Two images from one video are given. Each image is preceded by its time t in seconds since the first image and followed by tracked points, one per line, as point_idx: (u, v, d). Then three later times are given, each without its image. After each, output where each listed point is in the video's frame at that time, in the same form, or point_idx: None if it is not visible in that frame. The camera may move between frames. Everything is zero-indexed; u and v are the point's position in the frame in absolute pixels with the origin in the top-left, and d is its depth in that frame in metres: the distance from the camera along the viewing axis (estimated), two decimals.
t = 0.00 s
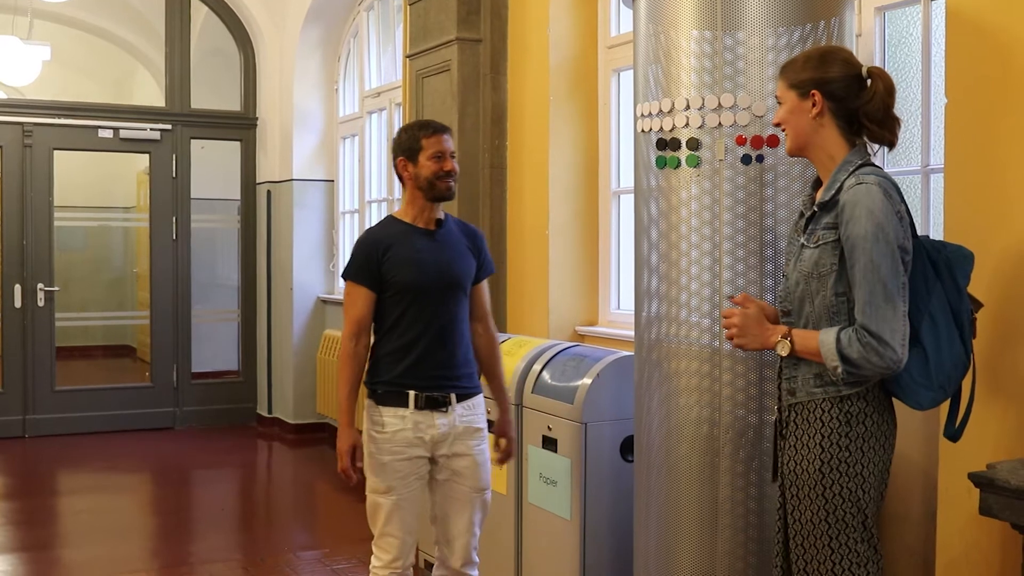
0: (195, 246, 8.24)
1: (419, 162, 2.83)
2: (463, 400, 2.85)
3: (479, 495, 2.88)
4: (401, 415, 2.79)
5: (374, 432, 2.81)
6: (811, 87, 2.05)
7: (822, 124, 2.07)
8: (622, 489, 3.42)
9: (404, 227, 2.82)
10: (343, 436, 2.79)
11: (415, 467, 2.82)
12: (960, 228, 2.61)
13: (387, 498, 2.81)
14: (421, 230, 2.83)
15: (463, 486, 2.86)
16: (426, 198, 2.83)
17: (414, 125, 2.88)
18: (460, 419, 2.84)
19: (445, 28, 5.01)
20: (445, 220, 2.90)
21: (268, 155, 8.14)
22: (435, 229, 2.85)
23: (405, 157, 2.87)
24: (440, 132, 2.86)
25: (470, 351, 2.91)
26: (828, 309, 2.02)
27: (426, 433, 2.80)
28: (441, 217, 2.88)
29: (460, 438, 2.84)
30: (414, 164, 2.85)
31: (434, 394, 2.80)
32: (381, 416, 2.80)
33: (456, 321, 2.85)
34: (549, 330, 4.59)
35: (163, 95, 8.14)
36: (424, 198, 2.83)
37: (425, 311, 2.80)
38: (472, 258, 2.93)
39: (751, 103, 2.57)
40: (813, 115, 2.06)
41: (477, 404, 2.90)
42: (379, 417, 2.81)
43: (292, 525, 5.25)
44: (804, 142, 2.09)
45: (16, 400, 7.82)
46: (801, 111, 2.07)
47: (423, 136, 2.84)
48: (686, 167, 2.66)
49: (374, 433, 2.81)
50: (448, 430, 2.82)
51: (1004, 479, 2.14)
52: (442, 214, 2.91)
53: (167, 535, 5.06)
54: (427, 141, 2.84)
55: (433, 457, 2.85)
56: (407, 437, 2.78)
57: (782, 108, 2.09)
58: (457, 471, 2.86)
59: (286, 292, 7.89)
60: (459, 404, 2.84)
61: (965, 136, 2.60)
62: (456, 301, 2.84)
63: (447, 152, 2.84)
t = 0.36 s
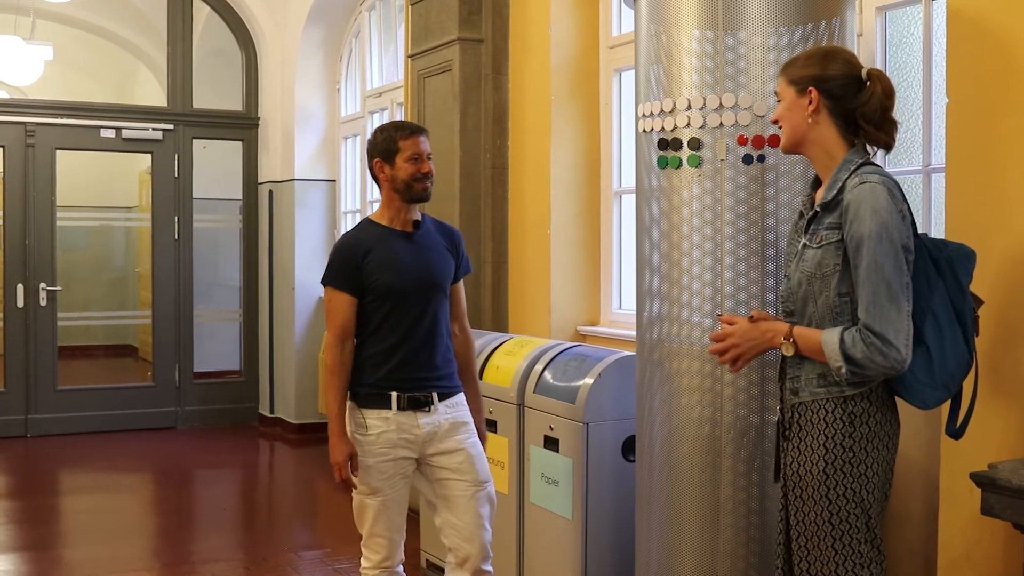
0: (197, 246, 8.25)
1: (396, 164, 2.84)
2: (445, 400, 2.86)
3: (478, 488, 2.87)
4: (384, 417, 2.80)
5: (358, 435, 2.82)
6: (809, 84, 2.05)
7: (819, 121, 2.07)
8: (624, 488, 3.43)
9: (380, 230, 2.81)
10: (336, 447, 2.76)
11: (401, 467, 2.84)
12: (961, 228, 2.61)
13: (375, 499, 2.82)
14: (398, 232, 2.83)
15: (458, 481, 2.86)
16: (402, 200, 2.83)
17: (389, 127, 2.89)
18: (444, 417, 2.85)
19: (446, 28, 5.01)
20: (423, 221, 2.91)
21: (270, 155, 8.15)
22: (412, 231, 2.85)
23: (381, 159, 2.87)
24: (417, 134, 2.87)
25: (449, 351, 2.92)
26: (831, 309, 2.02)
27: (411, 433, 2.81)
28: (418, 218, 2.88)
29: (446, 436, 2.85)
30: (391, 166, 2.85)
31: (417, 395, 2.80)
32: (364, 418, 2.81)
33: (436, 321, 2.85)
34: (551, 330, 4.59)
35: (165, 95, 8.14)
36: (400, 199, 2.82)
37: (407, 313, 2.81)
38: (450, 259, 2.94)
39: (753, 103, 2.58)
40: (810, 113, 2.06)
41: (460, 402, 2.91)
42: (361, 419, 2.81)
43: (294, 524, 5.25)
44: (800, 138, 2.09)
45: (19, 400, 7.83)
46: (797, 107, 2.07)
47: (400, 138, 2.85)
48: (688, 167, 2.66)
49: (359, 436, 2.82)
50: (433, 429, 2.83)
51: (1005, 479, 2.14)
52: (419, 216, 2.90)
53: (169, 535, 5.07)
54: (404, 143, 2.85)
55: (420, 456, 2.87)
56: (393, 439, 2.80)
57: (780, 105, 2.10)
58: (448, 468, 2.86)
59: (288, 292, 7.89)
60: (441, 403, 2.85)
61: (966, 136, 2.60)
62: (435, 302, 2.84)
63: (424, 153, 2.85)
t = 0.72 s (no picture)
0: (199, 249, 8.25)
1: (384, 171, 2.82)
2: (442, 404, 2.86)
3: (474, 494, 2.87)
4: (382, 420, 2.80)
5: (356, 438, 2.82)
6: (812, 88, 2.05)
7: (821, 124, 2.07)
8: (625, 492, 3.43)
9: (372, 236, 2.81)
10: (334, 453, 2.74)
11: (399, 469, 2.84)
12: (962, 231, 2.62)
13: (372, 501, 2.82)
14: (390, 237, 2.83)
15: (454, 487, 2.86)
16: (391, 207, 2.82)
17: (377, 132, 2.86)
18: (441, 421, 2.85)
19: (448, 32, 5.02)
20: (414, 224, 2.90)
21: (272, 159, 8.16)
22: (404, 235, 2.85)
23: (370, 165, 2.85)
24: (406, 140, 2.84)
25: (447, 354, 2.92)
26: (833, 313, 2.02)
27: (409, 436, 2.82)
28: (409, 222, 2.88)
29: (443, 440, 2.86)
30: (379, 172, 2.84)
31: (415, 399, 2.81)
32: (362, 420, 2.81)
33: (433, 324, 2.86)
34: (552, 333, 4.59)
35: (166, 98, 8.16)
36: (389, 206, 2.82)
37: (403, 318, 2.81)
38: (445, 260, 2.94)
39: (755, 106, 2.57)
40: (812, 116, 2.07)
41: (457, 406, 2.91)
42: (359, 422, 2.82)
43: (295, 527, 5.25)
44: (802, 142, 2.09)
45: (20, 402, 7.83)
46: (800, 112, 2.08)
47: (388, 144, 2.83)
48: (689, 170, 2.67)
49: (356, 438, 2.82)
50: (430, 433, 2.84)
51: (1007, 482, 2.14)
52: (411, 218, 2.90)
53: (170, 537, 5.07)
54: (392, 150, 2.83)
55: (418, 460, 2.87)
56: (390, 442, 2.80)
57: (783, 109, 2.10)
58: (444, 474, 2.87)
59: (290, 295, 7.90)
60: (439, 407, 2.86)
61: (967, 139, 2.60)
62: (431, 304, 2.84)
63: (412, 160, 2.83)
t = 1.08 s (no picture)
0: (203, 253, 8.27)
1: (376, 179, 2.82)
2: (446, 409, 2.87)
3: (477, 499, 2.87)
4: (384, 424, 2.80)
5: (358, 441, 2.82)
6: (816, 95, 2.06)
7: (825, 132, 2.07)
8: (628, 497, 3.43)
9: (372, 242, 2.82)
10: (332, 457, 2.76)
11: (401, 474, 2.84)
12: (965, 238, 2.62)
13: (374, 505, 2.83)
14: (390, 243, 2.83)
15: (458, 492, 2.86)
16: (384, 216, 2.83)
17: (376, 138, 2.85)
18: (445, 426, 2.85)
19: (452, 37, 5.03)
20: (416, 229, 2.90)
21: (276, 163, 8.17)
22: (404, 241, 2.85)
23: (366, 171, 2.86)
24: (401, 147, 2.82)
25: (451, 359, 2.93)
26: (835, 319, 2.02)
27: (412, 441, 2.82)
28: (410, 228, 2.87)
29: (447, 445, 2.86)
30: (372, 180, 2.84)
31: (417, 404, 2.81)
32: (363, 424, 2.82)
33: (434, 329, 2.85)
34: (556, 338, 4.60)
35: (171, 102, 8.18)
36: (383, 215, 2.82)
37: (404, 323, 2.81)
38: (447, 264, 2.94)
39: (758, 112, 2.57)
40: (817, 123, 2.07)
41: (460, 411, 2.91)
42: (360, 425, 2.82)
43: (298, 531, 5.25)
44: (806, 148, 2.09)
45: (24, 405, 7.84)
46: (805, 119, 2.08)
47: (383, 151, 2.82)
48: (693, 176, 2.67)
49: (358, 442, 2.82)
50: (433, 438, 2.83)
51: (1011, 489, 2.14)
52: (412, 223, 2.90)
53: (173, 541, 5.07)
54: (385, 158, 2.81)
55: (421, 464, 2.87)
56: (392, 446, 2.80)
57: (788, 116, 2.10)
58: (448, 478, 2.87)
59: (293, 299, 7.91)
60: (442, 412, 2.86)
61: (970, 146, 2.60)
62: (433, 309, 2.85)
63: (405, 169, 2.80)
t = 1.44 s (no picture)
0: (209, 256, 8.28)
1: (377, 184, 2.82)
2: (452, 413, 2.86)
3: (482, 504, 2.88)
4: (390, 428, 2.81)
5: (364, 445, 2.83)
6: (820, 103, 2.06)
7: (831, 140, 2.07)
8: (634, 502, 3.43)
9: (376, 246, 2.83)
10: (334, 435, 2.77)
11: (407, 478, 2.85)
12: (972, 244, 2.62)
13: (380, 509, 2.83)
14: (393, 247, 2.84)
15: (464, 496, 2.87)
16: (386, 221, 2.83)
17: (379, 143, 2.85)
18: (450, 431, 2.85)
19: (459, 42, 5.04)
20: (419, 232, 2.91)
21: (283, 167, 8.19)
22: (408, 244, 2.85)
23: (369, 176, 2.86)
24: (402, 151, 2.81)
25: (457, 362, 2.92)
26: (842, 324, 2.02)
27: (418, 445, 2.82)
28: (414, 231, 2.88)
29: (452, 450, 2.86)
30: (374, 184, 2.84)
31: (423, 408, 2.81)
32: (369, 428, 2.82)
33: (439, 333, 2.85)
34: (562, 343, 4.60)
35: (178, 106, 8.19)
36: (384, 220, 2.83)
37: (409, 328, 2.81)
38: (451, 268, 2.94)
39: (767, 118, 2.58)
40: (821, 131, 2.07)
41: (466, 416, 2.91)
42: (366, 429, 2.82)
43: (303, 535, 5.25)
44: (812, 155, 2.09)
45: (30, 408, 7.86)
46: (809, 127, 2.08)
47: (384, 155, 2.82)
48: (701, 181, 2.67)
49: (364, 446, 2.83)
50: (439, 442, 2.83)
51: (1017, 496, 2.14)
52: (415, 227, 2.90)
53: (178, 545, 5.07)
54: (386, 162, 2.81)
55: (426, 469, 2.87)
56: (398, 451, 2.81)
57: (791, 124, 2.11)
58: (453, 483, 2.87)
59: (299, 303, 7.92)
60: (448, 416, 2.86)
61: (977, 151, 2.60)
62: (437, 313, 2.85)
63: (405, 173, 2.80)
